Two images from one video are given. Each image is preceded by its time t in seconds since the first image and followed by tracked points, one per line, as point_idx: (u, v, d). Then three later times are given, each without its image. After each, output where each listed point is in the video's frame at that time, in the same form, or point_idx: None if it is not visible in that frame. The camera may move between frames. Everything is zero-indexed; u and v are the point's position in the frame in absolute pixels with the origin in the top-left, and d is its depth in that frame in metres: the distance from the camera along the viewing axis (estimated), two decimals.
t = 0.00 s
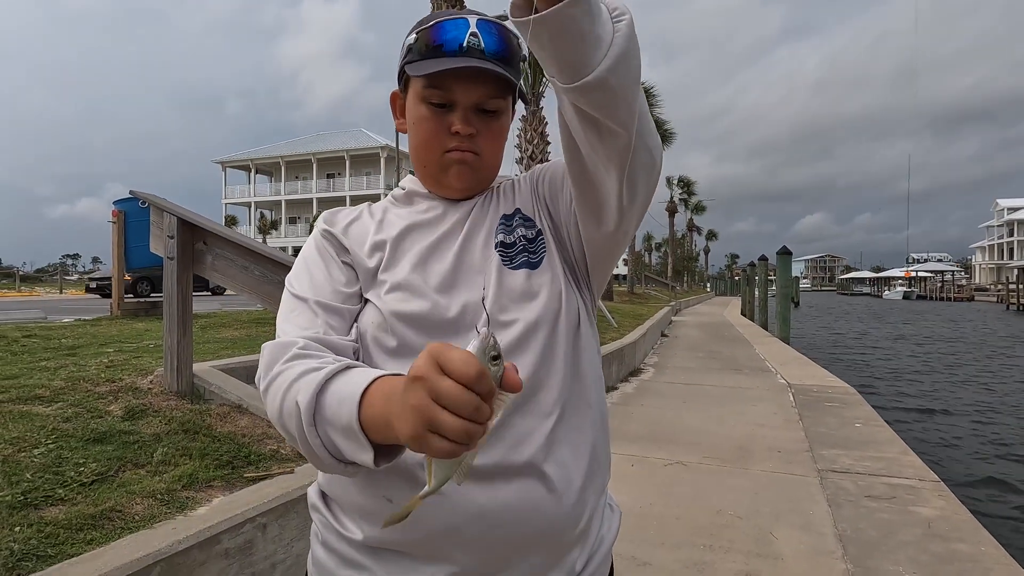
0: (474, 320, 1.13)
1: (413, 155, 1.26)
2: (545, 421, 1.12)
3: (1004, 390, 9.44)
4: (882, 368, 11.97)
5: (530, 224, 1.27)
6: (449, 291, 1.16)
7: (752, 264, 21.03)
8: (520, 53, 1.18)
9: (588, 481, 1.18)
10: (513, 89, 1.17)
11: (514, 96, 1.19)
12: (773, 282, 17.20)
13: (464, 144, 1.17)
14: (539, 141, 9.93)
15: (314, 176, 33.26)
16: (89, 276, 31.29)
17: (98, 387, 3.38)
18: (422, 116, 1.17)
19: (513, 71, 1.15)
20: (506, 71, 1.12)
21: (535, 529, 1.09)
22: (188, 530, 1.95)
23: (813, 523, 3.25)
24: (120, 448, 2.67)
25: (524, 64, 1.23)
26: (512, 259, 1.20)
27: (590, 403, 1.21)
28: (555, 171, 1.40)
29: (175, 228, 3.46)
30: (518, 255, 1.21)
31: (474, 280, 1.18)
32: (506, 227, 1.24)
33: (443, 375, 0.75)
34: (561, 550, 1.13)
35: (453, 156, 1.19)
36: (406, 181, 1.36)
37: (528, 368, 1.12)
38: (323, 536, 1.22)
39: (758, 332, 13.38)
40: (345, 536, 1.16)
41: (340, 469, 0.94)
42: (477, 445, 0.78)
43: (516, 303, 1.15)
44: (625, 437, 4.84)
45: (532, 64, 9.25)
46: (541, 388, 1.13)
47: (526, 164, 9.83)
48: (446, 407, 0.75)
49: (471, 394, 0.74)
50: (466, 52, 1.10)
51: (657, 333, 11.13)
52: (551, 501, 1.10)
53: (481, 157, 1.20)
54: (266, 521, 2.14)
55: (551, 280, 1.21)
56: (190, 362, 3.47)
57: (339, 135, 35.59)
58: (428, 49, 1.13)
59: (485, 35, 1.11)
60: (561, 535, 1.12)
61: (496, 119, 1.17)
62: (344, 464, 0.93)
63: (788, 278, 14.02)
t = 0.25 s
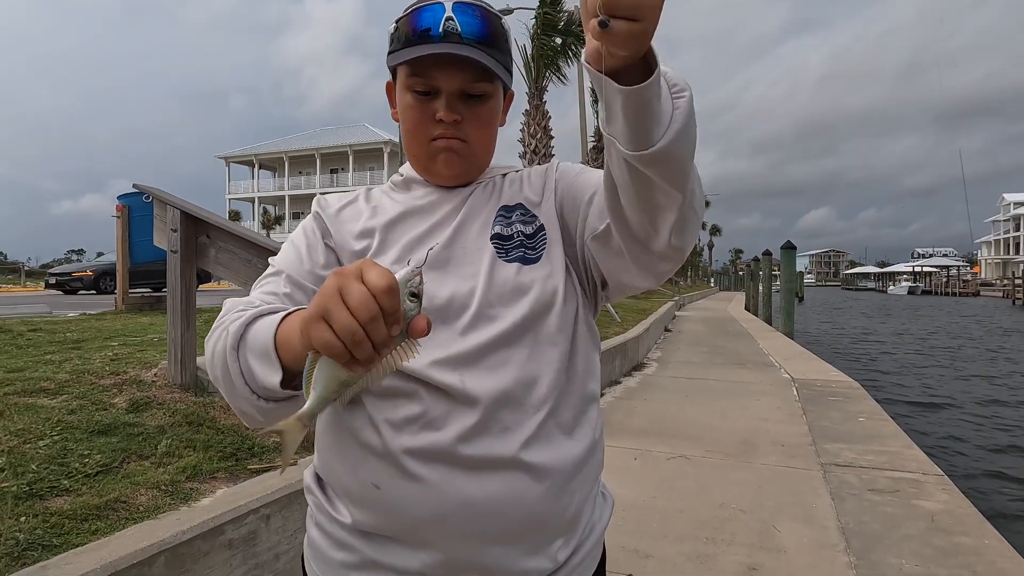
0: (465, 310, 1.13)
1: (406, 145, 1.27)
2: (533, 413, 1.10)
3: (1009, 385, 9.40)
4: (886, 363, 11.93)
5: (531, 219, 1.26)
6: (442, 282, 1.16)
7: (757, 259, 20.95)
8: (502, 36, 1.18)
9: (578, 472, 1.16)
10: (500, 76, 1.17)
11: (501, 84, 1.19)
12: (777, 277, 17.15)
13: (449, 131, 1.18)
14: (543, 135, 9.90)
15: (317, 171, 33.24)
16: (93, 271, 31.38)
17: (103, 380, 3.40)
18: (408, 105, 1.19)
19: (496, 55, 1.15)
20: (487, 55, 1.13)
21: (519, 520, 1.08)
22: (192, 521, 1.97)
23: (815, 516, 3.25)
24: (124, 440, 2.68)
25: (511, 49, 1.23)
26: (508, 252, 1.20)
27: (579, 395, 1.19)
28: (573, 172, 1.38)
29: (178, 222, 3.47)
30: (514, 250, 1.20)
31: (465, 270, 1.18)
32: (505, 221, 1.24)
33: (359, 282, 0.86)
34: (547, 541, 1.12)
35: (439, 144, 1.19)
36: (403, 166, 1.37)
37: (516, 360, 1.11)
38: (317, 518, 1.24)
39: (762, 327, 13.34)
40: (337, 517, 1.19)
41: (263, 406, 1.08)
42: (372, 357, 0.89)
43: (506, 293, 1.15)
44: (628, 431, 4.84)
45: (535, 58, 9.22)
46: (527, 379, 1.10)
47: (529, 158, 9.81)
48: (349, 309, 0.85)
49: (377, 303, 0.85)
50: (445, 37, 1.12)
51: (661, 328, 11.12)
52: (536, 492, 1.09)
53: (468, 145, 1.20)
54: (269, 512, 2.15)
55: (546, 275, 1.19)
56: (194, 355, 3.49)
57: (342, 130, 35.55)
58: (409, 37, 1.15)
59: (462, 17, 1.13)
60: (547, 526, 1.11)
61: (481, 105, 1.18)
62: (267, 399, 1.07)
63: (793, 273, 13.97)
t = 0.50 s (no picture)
0: (463, 301, 1.12)
1: (409, 130, 1.28)
2: (528, 404, 1.09)
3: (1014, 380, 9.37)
4: (889, 358, 11.91)
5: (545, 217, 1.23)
6: (442, 273, 1.14)
7: (760, 254, 20.91)
8: (502, 14, 1.18)
9: (570, 461, 1.15)
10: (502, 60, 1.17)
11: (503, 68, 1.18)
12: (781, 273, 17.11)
13: (449, 113, 1.18)
14: (546, 130, 9.88)
15: (320, 167, 33.25)
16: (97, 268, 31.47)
17: (107, 373, 3.41)
18: (409, 87, 1.19)
19: (496, 36, 1.15)
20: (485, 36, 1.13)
21: (508, 507, 1.08)
22: (197, 512, 1.97)
23: (819, 510, 3.25)
24: (129, 433, 2.69)
25: (513, 32, 1.23)
26: (514, 247, 1.18)
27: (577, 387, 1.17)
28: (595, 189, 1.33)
29: (182, 215, 3.47)
30: (520, 245, 1.18)
31: (465, 261, 1.16)
32: (515, 214, 1.22)
33: (337, 213, 0.94)
34: (536, 528, 1.12)
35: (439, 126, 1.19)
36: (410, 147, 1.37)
37: (512, 351, 1.10)
38: (314, 498, 1.25)
39: (765, 323, 13.31)
40: (329, 499, 1.20)
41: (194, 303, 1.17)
42: (315, 284, 0.93)
43: (505, 285, 1.13)
44: (632, 426, 4.84)
45: (538, 52, 9.19)
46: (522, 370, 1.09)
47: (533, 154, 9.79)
48: (315, 229, 0.92)
49: (343, 236, 0.92)
50: (442, 18, 1.13)
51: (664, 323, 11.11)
52: (525, 481, 1.09)
53: (469, 127, 1.20)
54: (273, 504, 2.15)
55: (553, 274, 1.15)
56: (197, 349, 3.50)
57: (345, 126, 35.52)
58: (409, 18, 1.16)
59: None
60: (537, 513, 1.11)
61: (481, 86, 1.17)
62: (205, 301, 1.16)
63: (796, 268, 13.94)
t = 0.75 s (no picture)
0: (470, 298, 1.11)
1: (422, 120, 1.27)
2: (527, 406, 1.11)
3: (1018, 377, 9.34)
4: (893, 355, 11.88)
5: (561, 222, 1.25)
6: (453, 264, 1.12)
7: (762, 251, 20.86)
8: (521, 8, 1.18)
9: (569, 460, 1.17)
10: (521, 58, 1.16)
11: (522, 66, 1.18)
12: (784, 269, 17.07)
13: (465, 107, 1.17)
14: (548, 126, 9.86)
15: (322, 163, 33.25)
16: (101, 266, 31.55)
17: (110, 370, 3.42)
18: (426, 79, 1.18)
19: (514, 34, 1.15)
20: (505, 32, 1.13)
21: (509, 504, 1.09)
22: (201, 508, 1.97)
23: (821, 506, 3.25)
24: (132, 429, 2.70)
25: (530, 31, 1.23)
26: (527, 247, 1.19)
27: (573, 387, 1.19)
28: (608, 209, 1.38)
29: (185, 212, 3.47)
30: (534, 246, 1.19)
31: (477, 256, 1.15)
32: (531, 215, 1.24)
33: (373, 171, 0.95)
34: (537, 523, 1.15)
35: (455, 120, 1.19)
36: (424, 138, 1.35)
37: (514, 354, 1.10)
38: (317, 490, 1.24)
39: (768, 319, 13.29)
40: (331, 492, 1.19)
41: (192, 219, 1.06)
42: (327, 224, 0.92)
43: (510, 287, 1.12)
44: (634, 422, 4.84)
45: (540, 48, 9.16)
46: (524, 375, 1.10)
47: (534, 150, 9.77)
48: (350, 173, 0.92)
49: (372, 191, 0.93)
50: (464, 10, 1.12)
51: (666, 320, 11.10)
52: (525, 479, 1.10)
53: (484, 122, 1.19)
54: (276, 500, 2.16)
55: (565, 280, 1.18)
56: (200, 345, 3.50)
57: (346, 123, 35.49)
58: (428, 9, 1.15)
59: None
60: (535, 510, 1.13)
61: (498, 82, 1.17)
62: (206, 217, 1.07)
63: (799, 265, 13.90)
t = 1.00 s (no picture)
0: (485, 294, 1.11)
1: (442, 112, 1.25)
2: (536, 403, 1.11)
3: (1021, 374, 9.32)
4: (895, 352, 11.86)
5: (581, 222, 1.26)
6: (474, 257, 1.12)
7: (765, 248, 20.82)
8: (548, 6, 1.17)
9: (577, 457, 1.18)
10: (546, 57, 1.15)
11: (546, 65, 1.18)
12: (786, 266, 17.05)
13: (488, 103, 1.16)
14: (549, 123, 9.84)
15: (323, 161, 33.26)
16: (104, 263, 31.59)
17: (113, 367, 3.42)
18: (449, 72, 1.17)
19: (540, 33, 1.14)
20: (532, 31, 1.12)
21: (517, 501, 1.10)
22: (203, 504, 1.98)
23: (824, 504, 3.24)
24: (135, 426, 2.70)
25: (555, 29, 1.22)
26: (549, 245, 1.20)
27: (579, 384, 1.20)
28: (623, 211, 1.39)
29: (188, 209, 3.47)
30: (555, 244, 1.21)
31: (498, 252, 1.15)
32: (552, 213, 1.24)
33: (425, 154, 0.94)
34: (545, 517, 1.16)
35: (476, 116, 1.18)
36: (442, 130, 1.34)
37: (528, 352, 1.10)
38: (324, 484, 1.23)
39: (770, 317, 13.27)
40: (339, 487, 1.18)
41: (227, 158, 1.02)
42: (371, 194, 0.91)
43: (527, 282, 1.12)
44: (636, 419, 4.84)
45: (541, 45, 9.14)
46: (537, 372, 1.11)
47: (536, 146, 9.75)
48: (406, 152, 0.91)
49: (423, 174, 0.92)
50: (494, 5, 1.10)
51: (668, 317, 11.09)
52: (533, 476, 1.11)
53: (506, 119, 1.18)
54: (279, 497, 2.16)
55: (584, 279, 1.19)
56: (203, 342, 3.51)
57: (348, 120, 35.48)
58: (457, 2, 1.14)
59: None
60: (542, 507, 1.14)
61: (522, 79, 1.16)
62: (245, 159, 1.03)
63: (801, 263, 13.87)
